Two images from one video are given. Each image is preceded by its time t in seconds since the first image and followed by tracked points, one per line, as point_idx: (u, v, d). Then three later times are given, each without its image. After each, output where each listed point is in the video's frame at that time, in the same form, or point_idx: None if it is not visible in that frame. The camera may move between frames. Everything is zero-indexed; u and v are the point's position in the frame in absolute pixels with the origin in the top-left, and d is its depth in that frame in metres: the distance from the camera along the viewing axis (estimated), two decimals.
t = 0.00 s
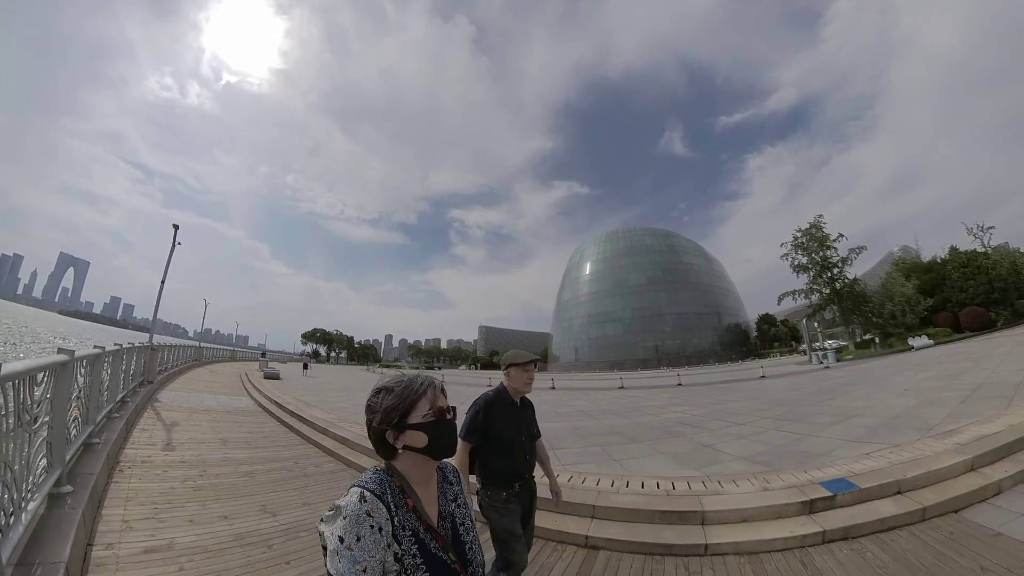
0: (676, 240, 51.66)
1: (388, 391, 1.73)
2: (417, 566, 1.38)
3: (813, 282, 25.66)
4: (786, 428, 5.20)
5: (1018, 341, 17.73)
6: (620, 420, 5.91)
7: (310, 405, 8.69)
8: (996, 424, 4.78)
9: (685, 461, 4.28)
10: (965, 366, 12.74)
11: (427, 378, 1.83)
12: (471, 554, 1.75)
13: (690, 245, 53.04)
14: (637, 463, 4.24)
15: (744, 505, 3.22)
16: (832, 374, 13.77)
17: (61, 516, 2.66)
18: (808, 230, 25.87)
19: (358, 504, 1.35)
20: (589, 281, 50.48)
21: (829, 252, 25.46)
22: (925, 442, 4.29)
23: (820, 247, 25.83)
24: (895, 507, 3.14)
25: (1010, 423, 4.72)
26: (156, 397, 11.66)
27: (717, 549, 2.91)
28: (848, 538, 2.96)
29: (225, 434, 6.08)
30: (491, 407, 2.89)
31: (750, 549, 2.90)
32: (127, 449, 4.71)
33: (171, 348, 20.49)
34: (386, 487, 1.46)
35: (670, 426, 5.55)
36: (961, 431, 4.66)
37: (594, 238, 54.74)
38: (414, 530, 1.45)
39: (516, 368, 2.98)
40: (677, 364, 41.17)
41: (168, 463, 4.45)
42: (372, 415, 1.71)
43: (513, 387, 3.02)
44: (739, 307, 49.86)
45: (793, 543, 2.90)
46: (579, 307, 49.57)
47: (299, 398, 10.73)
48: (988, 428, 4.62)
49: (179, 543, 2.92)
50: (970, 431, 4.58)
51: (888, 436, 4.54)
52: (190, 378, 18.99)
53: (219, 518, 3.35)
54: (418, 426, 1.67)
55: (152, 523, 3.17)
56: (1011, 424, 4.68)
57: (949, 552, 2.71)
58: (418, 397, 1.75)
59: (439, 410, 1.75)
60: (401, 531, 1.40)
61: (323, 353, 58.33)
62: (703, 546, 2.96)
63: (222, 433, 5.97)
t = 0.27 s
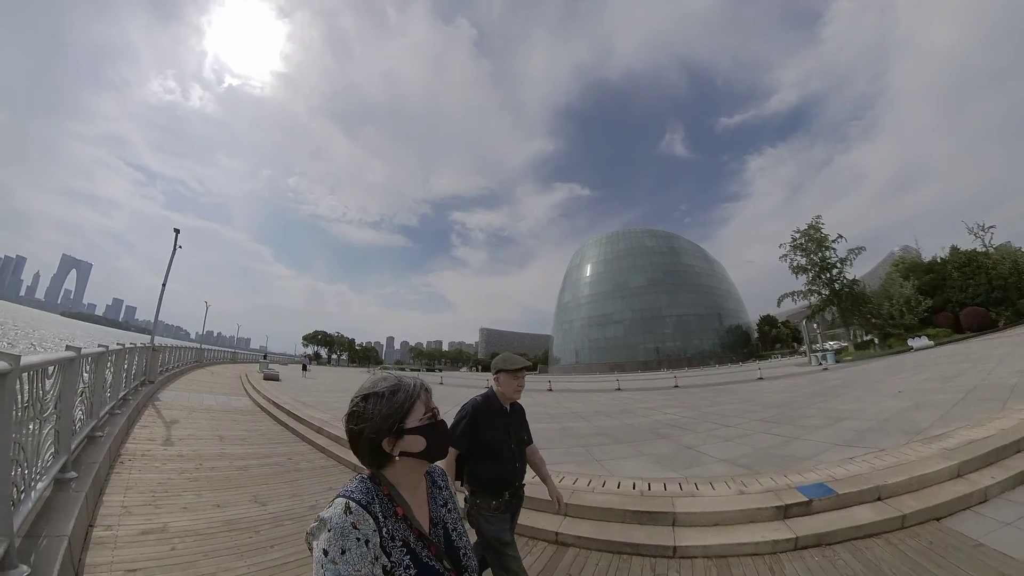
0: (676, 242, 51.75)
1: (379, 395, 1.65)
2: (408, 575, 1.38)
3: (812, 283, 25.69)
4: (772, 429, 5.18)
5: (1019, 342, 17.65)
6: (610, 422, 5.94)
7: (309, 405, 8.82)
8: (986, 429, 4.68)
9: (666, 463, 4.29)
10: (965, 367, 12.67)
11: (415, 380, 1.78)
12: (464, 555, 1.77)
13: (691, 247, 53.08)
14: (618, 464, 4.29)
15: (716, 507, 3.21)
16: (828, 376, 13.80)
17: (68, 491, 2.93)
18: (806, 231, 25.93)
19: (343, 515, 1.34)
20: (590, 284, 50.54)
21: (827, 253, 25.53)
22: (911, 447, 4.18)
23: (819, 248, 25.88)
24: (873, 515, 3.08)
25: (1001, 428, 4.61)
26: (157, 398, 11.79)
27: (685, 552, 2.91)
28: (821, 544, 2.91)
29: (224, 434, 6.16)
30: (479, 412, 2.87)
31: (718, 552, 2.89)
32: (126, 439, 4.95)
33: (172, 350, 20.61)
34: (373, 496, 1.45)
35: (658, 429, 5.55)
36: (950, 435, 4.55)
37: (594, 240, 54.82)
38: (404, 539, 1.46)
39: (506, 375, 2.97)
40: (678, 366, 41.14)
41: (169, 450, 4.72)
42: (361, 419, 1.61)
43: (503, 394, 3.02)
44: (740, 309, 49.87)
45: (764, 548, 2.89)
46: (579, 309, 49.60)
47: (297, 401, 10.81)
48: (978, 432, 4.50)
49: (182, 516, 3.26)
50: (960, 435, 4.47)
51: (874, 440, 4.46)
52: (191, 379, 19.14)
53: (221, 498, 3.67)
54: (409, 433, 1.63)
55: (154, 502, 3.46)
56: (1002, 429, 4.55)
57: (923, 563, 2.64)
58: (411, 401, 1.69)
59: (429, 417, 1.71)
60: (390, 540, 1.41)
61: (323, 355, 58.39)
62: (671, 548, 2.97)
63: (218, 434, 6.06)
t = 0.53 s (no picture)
0: (677, 243, 51.81)
1: (363, 384, 1.74)
2: (388, 560, 1.41)
3: (811, 284, 25.72)
4: (757, 429, 5.18)
5: (1019, 343, 17.59)
6: (597, 423, 5.97)
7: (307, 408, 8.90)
8: (975, 434, 4.56)
9: (645, 464, 4.31)
10: (965, 369, 12.62)
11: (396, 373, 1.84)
12: (445, 545, 1.81)
13: (692, 249, 53.09)
14: (596, 465, 4.36)
15: (684, 511, 3.19)
16: (826, 377, 13.79)
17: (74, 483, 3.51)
18: (805, 231, 25.99)
19: (328, 499, 1.38)
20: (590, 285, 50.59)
21: (826, 253, 25.58)
22: (895, 452, 4.03)
23: (818, 248, 25.91)
24: (844, 522, 2.99)
25: (991, 433, 4.47)
26: (157, 399, 11.91)
27: (647, 554, 2.93)
28: (788, 552, 2.84)
29: (219, 444, 6.24)
30: (462, 412, 2.85)
31: (680, 556, 2.89)
32: (126, 445, 5.47)
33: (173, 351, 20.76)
34: (356, 482, 1.49)
35: (646, 431, 5.56)
36: (935, 440, 4.41)
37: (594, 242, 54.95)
38: (386, 524, 1.48)
39: (491, 373, 2.91)
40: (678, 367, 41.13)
41: (165, 455, 5.21)
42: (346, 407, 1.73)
43: (487, 393, 2.98)
44: (741, 310, 49.83)
45: (728, 552, 2.86)
46: (579, 311, 49.71)
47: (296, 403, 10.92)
48: (966, 438, 4.36)
49: (172, 509, 3.80)
50: (946, 440, 4.34)
51: (858, 444, 4.39)
52: (192, 380, 19.28)
53: (209, 496, 4.19)
54: (388, 422, 1.70)
55: (145, 499, 3.97)
56: (992, 435, 4.38)
57: (892, 575, 2.54)
58: (391, 392, 1.78)
59: (407, 408, 1.79)
60: (372, 525, 1.44)
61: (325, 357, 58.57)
62: (634, 549, 3.00)
63: (219, 444, 6.17)
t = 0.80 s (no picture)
0: (677, 243, 51.87)
1: (351, 389, 1.75)
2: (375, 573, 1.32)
3: (809, 283, 25.71)
4: (741, 431, 5.24)
5: (1018, 343, 17.56)
6: (584, 425, 6.02)
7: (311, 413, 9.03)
8: (967, 437, 4.39)
9: (622, 465, 4.33)
10: (962, 368, 12.60)
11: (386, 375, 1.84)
12: (435, 557, 1.73)
13: (693, 249, 53.10)
14: (575, 465, 4.41)
15: (654, 512, 3.11)
16: (824, 378, 13.81)
17: (73, 472, 3.96)
18: (804, 231, 26.01)
19: (316, 504, 1.29)
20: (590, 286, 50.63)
21: (825, 253, 25.61)
22: (881, 458, 3.86)
23: (817, 248, 25.93)
24: (819, 530, 2.86)
25: (984, 438, 4.28)
26: (157, 399, 12.05)
27: (612, 554, 2.87)
28: (757, 560, 2.74)
29: (226, 453, 6.36)
30: (447, 412, 2.78)
31: (646, 558, 2.81)
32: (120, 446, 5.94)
33: (173, 351, 20.91)
34: (347, 489, 1.40)
35: (632, 432, 5.61)
36: (924, 444, 4.25)
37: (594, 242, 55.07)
38: (375, 533, 1.39)
39: (480, 372, 2.87)
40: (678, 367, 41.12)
41: (157, 458, 5.67)
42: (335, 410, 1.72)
43: (474, 391, 2.92)
44: (742, 310, 49.84)
45: (696, 557, 2.75)
46: (579, 312, 49.78)
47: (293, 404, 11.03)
48: (956, 443, 4.18)
49: (162, 504, 4.28)
50: (936, 445, 4.17)
51: (842, 446, 4.33)
52: (192, 380, 19.41)
53: (196, 493, 4.66)
54: (373, 427, 1.66)
55: (139, 494, 4.43)
56: (985, 439, 4.20)
57: None
58: (376, 397, 1.75)
59: (396, 415, 1.74)
60: (361, 533, 1.35)
61: (325, 358, 58.85)
62: (602, 548, 2.96)
63: (230, 454, 6.30)
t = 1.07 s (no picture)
0: (676, 243, 51.94)
1: (339, 384, 1.72)
2: (361, 566, 1.28)
3: (806, 284, 25.77)
4: (723, 432, 5.36)
5: (1013, 344, 17.61)
6: (570, 425, 6.10)
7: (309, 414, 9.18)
8: (951, 445, 4.15)
9: (601, 465, 4.40)
10: (957, 369, 12.62)
11: (373, 372, 1.80)
12: (425, 552, 1.61)
13: (691, 249, 53.19)
14: (554, 464, 4.49)
15: (622, 513, 3.10)
16: (818, 378, 13.87)
17: (73, 463, 4.24)
18: (800, 231, 26.09)
19: (301, 497, 1.28)
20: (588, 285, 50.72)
21: (821, 253, 25.68)
22: (861, 465, 3.62)
23: (813, 248, 26.00)
24: (786, 538, 2.74)
25: (969, 445, 4.04)
26: (156, 397, 12.21)
27: (577, 552, 2.90)
28: (721, 565, 2.67)
29: (223, 452, 6.49)
30: (447, 419, 2.65)
31: (610, 558, 2.80)
32: (118, 446, 6.30)
33: (173, 350, 21.09)
34: (333, 482, 1.37)
35: (617, 432, 5.71)
36: (906, 449, 4.01)
37: (593, 242, 55.18)
38: (361, 526, 1.35)
39: (483, 380, 2.76)
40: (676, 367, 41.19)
41: (154, 455, 6.02)
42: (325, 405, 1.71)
43: (476, 399, 2.79)
44: (740, 310, 49.90)
45: (658, 560, 2.73)
46: (577, 311, 49.83)
47: (290, 403, 11.16)
48: (938, 450, 3.93)
49: (156, 495, 4.61)
50: (919, 450, 3.93)
51: (820, 447, 4.38)
52: (192, 379, 19.57)
53: (188, 486, 4.99)
54: (353, 424, 1.62)
55: (135, 486, 4.77)
56: (968, 447, 3.98)
57: None
58: (360, 393, 1.71)
59: (383, 409, 1.69)
60: (346, 526, 1.32)
61: (324, 357, 59.02)
62: (567, 546, 2.98)
63: (228, 455, 6.42)
